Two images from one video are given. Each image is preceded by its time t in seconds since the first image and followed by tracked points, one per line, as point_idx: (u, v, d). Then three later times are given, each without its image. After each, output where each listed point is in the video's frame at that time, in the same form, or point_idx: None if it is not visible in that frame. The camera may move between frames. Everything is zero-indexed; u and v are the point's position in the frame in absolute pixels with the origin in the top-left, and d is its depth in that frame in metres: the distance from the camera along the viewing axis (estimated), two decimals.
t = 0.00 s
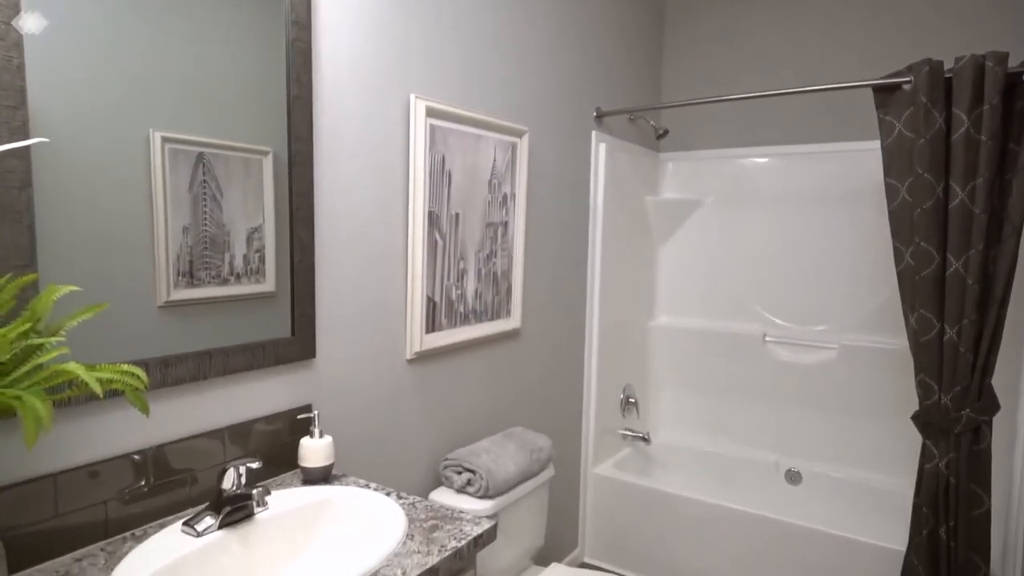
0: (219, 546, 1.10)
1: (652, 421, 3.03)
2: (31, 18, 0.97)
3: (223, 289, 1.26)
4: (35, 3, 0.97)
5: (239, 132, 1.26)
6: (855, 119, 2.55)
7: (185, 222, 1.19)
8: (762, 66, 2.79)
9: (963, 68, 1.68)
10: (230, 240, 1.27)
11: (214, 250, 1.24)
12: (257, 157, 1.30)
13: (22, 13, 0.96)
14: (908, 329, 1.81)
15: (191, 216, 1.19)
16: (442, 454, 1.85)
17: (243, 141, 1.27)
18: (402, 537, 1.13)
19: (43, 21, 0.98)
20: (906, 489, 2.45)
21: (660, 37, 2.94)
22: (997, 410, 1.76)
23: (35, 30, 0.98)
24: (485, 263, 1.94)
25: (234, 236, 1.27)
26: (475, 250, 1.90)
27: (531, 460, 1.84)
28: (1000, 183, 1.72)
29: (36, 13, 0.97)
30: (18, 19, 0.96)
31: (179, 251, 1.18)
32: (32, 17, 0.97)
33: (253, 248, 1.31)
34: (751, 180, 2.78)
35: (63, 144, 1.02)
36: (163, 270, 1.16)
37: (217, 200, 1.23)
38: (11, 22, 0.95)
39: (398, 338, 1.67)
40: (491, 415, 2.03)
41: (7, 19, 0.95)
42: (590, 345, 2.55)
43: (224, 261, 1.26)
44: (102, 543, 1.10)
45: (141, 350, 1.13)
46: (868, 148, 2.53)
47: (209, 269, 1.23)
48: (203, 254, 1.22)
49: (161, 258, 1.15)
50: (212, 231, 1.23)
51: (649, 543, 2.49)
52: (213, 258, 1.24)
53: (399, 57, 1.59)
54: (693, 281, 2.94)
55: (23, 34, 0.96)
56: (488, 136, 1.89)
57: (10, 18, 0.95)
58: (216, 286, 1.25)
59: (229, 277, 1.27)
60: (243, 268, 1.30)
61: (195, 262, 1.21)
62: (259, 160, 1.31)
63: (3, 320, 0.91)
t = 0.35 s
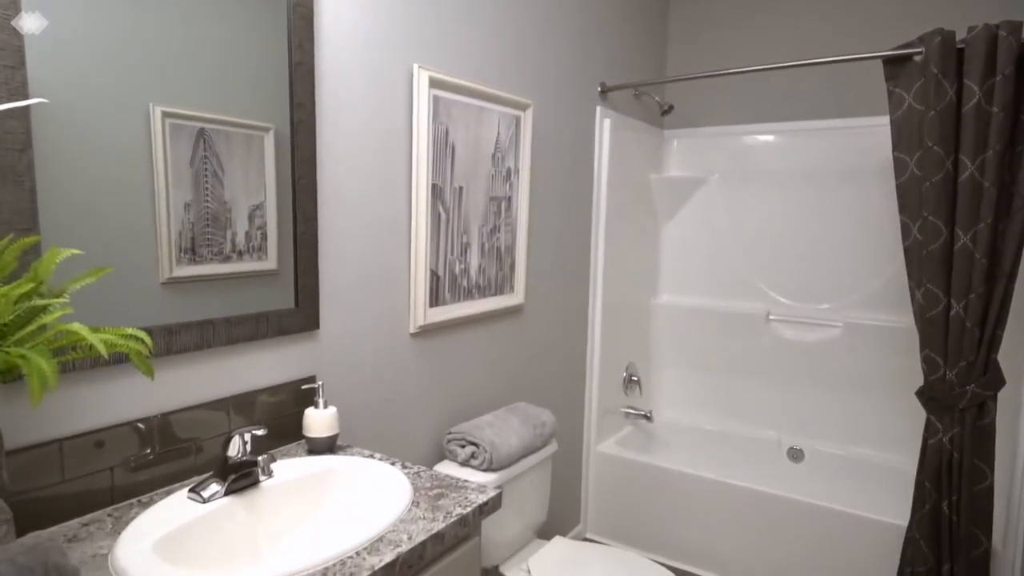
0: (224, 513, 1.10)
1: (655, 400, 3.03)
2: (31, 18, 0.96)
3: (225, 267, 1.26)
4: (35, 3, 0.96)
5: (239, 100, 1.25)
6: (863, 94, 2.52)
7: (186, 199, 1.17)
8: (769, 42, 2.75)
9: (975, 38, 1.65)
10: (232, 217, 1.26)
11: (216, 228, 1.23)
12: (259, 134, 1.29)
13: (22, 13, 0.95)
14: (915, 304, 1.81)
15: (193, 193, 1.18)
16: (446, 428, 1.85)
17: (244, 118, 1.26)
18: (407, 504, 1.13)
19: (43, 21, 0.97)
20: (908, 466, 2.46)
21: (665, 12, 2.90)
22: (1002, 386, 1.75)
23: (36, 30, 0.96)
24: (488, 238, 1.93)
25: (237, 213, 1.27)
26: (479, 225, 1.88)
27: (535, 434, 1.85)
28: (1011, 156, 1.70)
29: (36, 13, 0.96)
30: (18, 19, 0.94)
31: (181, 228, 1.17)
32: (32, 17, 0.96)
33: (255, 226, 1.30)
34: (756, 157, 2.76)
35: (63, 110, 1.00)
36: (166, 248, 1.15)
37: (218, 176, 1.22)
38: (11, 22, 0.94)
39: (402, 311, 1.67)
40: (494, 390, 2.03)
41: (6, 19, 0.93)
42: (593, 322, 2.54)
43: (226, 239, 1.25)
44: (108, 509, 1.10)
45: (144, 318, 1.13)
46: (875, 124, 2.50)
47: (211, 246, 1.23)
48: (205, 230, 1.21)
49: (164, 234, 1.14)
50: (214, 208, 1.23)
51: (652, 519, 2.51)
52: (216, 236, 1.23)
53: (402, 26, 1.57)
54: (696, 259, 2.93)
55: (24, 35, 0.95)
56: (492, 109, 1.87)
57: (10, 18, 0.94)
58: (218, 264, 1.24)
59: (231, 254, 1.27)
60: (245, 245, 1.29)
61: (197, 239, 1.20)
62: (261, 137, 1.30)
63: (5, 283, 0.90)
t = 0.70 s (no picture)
0: (230, 481, 1.10)
1: (658, 378, 3.03)
2: (31, 18, 0.95)
3: (228, 246, 1.25)
4: (35, 3, 0.95)
5: (239, 67, 1.23)
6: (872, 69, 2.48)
7: (188, 175, 1.16)
8: (776, 17, 2.71)
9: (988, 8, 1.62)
10: (234, 195, 1.25)
11: (219, 205, 1.22)
12: (260, 110, 1.28)
13: (22, 13, 0.94)
14: (922, 279, 1.80)
15: (194, 169, 1.17)
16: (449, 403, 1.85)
17: (244, 93, 1.24)
18: (413, 472, 1.13)
19: (44, 21, 0.96)
20: (911, 443, 2.46)
21: None
22: (1009, 360, 1.74)
23: (36, 30, 0.95)
24: (492, 212, 1.91)
25: (239, 191, 1.26)
26: (482, 199, 1.87)
27: (539, 409, 1.84)
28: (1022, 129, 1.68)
29: (36, 13, 0.95)
30: (18, 19, 0.93)
31: (184, 205, 1.16)
32: (32, 17, 0.95)
33: (257, 203, 1.29)
34: (762, 135, 2.73)
35: (62, 76, 0.98)
36: (169, 226, 1.14)
37: (219, 152, 1.21)
38: (12, 23, 0.93)
39: (406, 284, 1.66)
40: (498, 366, 2.02)
41: (6, 18, 0.92)
42: (597, 300, 2.53)
43: (227, 217, 1.24)
44: (113, 475, 1.10)
45: (147, 286, 1.12)
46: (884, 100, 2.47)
47: (214, 224, 1.22)
48: (207, 208, 1.20)
49: (166, 210, 1.13)
50: (216, 184, 1.21)
51: (655, 495, 2.52)
52: (218, 213, 1.22)
53: None
54: (701, 238, 2.91)
55: (24, 35, 0.94)
56: (496, 80, 1.85)
57: (10, 18, 0.93)
58: (221, 242, 1.24)
59: (233, 233, 1.26)
60: (248, 223, 1.28)
61: (199, 217, 1.19)
62: (262, 113, 1.28)
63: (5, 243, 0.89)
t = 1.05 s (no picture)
0: (234, 449, 1.10)
1: (662, 358, 3.03)
2: (31, 19, 0.94)
3: (230, 222, 1.24)
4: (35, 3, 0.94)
5: (238, 33, 1.21)
6: (881, 43, 2.44)
7: (189, 151, 1.15)
8: None
9: None
10: (236, 171, 1.24)
11: (220, 181, 1.21)
12: (261, 85, 1.26)
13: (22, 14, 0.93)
14: (930, 254, 1.79)
15: (195, 146, 1.16)
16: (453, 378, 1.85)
17: (245, 67, 1.23)
18: (418, 441, 1.12)
19: (44, 22, 0.95)
20: (914, 421, 2.46)
21: None
22: (1017, 336, 1.73)
23: (36, 31, 0.95)
24: (496, 187, 1.89)
25: (240, 167, 1.25)
26: (486, 173, 1.85)
27: (543, 384, 1.84)
28: None
29: (36, 14, 0.94)
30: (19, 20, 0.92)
31: (184, 181, 1.15)
32: (32, 18, 0.94)
33: (259, 180, 1.28)
34: (769, 112, 2.70)
35: (59, 43, 0.97)
36: (169, 202, 1.13)
37: (219, 128, 1.20)
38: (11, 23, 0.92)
39: (409, 257, 1.65)
40: (502, 342, 2.02)
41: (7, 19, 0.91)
42: (601, 277, 2.52)
43: (229, 193, 1.23)
44: (119, 444, 1.10)
45: (148, 252, 1.11)
46: (892, 75, 2.43)
47: (215, 201, 1.21)
48: (208, 184, 1.19)
49: (167, 185, 1.13)
50: (216, 160, 1.20)
51: (658, 473, 2.53)
52: (219, 190, 1.21)
53: None
54: (706, 216, 2.89)
55: (24, 36, 0.93)
56: (499, 52, 1.82)
57: (10, 19, 0.92)
58: (225, 219, 1.23)
59: (235, 209, 1.25)
60: (249, 200, 1.27)
61: (200, 194, 1.18)
62: (263, 88, 1.27)
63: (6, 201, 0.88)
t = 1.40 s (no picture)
0: (238, 418, 1.10)
1: (665, 337, 3.02)
2: (31, 18, 0.93)
3: (231, 200, 1.23)
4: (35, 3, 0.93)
5: None
6: (890, 18, 2.40)
7: (189, 127, 1.14)
8: None
9: None
10: (237, 148, 1.23)
11: (220, 157, 1.20)
12: (261, 62, 1.25)
13: (22, 13, 0.92)
14: (938, 230, 1.78)
15: (195, 121, 1.15)
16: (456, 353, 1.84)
17: (245, 42, 1.21)
18: (422, 411, 1.12)
19: (44, 21, 0.94)
20: (917, 400, 2.46)
21: None
22: None
23: (36, 31, 0.94)
24: (499, 162, 1.88)
25: (241, 144, 1.23)
26: (489, 147, 1.83)
27: (546, 360, 1.83)
28: None
29: (36, 13, 0.94)
30: (19, 19, 0.92)
31: (185, 157, 1.14)
32: (32, 17, 0.93)
33: (260, 156, 1.27)
34: (775, 88, 2.66)
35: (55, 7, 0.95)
36: (169, 178, 1.12)
37: (219, 104, 1.19)
38: (11, 22, 0.91)
39: (412, 231, 1.63)
40: (505, 319, 2.01)
41: (6, 19, 0.91)
42: (604, 255, 2.50)
43: (230, 170, 1.22)
44: (122, 413, 1.09)
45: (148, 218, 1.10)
46: (900, 51, 2.40)
47: (216, 178, 1.20)
48: (209, 161, 1.18)
49: (167, 158, 1.11)
50: (217, 137, 1.19)
51: (660, 451, 2.53)
52: (219, 166, 1.20)
53: None
54: (711, 195, 2.86)
55: (24, 35, 0.92)
56: (503, 23, 1.80)
57: (10, 18, 0.91)
58: (226, 196, 1.22)
59: (236, 186, 1.24)
60: (251, 177, 1.26)
61: (201, 170, 1.17)
62: (264, 65, 1.25)
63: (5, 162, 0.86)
